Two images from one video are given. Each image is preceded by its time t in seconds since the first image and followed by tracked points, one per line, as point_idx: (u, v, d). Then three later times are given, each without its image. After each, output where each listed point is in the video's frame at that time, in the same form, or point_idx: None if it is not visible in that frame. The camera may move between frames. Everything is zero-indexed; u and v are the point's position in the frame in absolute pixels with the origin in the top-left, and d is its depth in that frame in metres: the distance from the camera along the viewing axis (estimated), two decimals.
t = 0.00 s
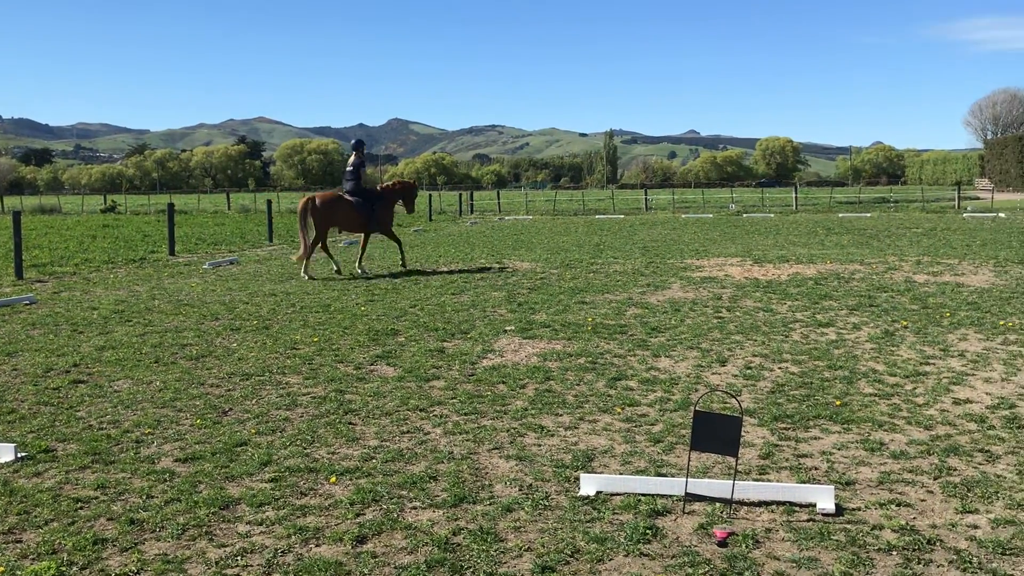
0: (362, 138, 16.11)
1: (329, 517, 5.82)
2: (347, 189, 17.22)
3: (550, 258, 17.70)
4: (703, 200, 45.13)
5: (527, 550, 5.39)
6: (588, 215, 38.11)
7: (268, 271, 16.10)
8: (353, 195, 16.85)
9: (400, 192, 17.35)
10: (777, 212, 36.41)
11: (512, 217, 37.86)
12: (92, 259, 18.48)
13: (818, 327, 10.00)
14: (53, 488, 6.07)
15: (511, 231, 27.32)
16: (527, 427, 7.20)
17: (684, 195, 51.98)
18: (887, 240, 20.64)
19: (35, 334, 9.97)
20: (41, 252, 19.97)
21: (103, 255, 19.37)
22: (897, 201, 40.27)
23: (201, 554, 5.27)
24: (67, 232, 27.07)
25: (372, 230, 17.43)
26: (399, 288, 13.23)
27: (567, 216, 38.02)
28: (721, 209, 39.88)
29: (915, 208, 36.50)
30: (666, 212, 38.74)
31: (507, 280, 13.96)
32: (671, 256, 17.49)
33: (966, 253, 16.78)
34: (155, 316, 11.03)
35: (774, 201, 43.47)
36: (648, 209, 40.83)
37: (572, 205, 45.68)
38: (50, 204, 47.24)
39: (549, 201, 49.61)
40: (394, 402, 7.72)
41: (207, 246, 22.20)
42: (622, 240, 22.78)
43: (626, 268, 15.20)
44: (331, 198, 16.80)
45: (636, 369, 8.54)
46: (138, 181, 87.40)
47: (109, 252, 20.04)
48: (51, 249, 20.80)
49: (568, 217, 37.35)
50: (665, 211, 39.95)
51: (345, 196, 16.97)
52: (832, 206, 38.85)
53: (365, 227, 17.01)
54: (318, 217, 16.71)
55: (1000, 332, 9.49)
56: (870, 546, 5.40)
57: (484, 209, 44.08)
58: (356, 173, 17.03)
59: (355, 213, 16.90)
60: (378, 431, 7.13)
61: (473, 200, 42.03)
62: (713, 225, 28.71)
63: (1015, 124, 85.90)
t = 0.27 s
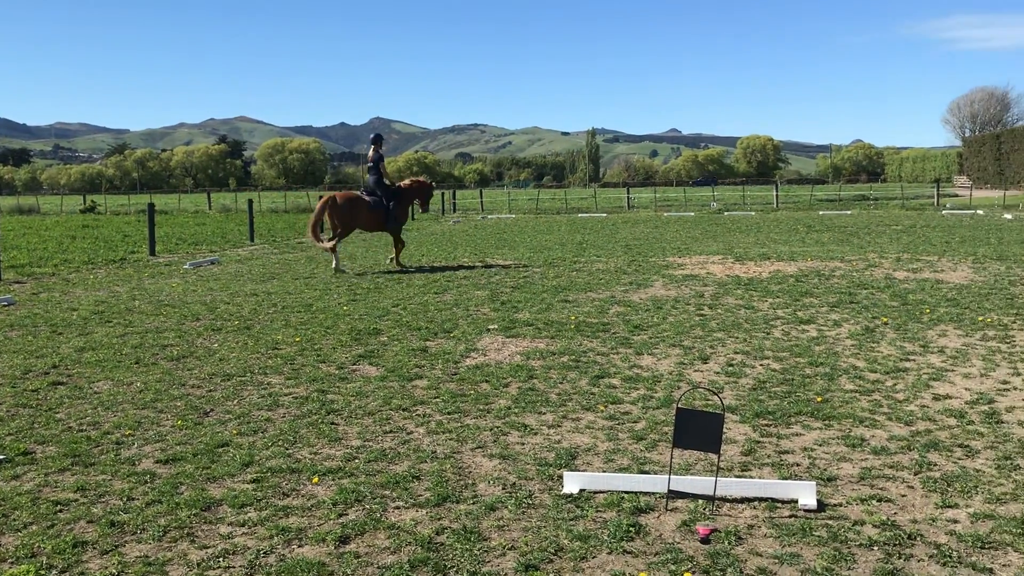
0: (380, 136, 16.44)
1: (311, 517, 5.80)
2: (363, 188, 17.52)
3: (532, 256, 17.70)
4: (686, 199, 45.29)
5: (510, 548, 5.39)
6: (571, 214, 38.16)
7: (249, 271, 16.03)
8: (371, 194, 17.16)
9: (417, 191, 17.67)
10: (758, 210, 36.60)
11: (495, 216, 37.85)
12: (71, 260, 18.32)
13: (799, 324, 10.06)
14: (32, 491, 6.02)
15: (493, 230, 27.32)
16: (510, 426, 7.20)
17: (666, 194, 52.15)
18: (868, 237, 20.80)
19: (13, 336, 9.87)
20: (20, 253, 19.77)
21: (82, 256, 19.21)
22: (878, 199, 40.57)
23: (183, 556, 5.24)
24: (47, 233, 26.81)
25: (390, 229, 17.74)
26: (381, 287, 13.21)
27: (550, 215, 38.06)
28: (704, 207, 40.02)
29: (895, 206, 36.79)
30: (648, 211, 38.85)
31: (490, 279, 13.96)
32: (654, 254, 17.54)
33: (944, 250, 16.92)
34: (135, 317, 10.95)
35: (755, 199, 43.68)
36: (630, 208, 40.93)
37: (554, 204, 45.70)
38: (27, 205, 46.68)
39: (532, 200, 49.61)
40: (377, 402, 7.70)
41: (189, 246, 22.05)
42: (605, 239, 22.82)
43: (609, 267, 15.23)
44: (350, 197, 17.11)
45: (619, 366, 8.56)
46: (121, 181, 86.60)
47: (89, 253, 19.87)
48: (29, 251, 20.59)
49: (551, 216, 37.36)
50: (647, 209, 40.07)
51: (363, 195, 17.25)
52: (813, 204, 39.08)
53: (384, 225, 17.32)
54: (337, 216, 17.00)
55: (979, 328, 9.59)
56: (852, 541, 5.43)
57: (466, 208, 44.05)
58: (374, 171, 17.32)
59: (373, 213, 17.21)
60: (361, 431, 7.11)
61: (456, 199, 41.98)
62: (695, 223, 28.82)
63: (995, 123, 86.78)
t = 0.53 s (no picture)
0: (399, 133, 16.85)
1: (294, 518, 5.77)
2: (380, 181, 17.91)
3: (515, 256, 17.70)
4: (668, 197, 45.34)
5: (494, 547, 5.38)
6: (554, 213, 38.20)
7: (230, 271, 15.95)
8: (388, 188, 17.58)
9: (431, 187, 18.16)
10: (741, 208, 36.77)
11: (479, 215, 37.81)
12: (49, 261, 18.13)
13: (781, 322, 10.10)
14: (10, 494, 5.95)
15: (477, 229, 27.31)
16: (494, 425, 7.20)
17: (649, 192, 52.20)
18: (848, 235, 20.95)
19: None
20: None
21: (61, 257, 19.01)
22: (859, 196, 40.83)
23: (164, 558, 5.21)
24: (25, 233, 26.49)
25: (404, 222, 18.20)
26: (364, 287, 13.17)
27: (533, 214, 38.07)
28: (686, 205, 40.15)
29: (876, 204, 37.03)
30: (631, 210, 38.94)
31: (473, 278, 13.95)
32: (637, 252, 17.59)
33: (924, 247, 17.06)
34: (114, 318, 10.86)
35: (737, 198, 43.87)
36: (614, 207, 40.99)
37: (538, 203, 45.67)
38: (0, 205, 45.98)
39: (515, 198, 49.54)
40: (360, 402, 7.68)
41: (171, 247, 21.89)
42: (587, 238, 22.85)
43: (592, 265, 15.25)
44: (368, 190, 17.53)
45: (603, 365, 8.58)
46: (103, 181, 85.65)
47: (67, 254, 19.66)
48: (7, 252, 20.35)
49: (534, 215, 37.37)
50: (630, 208, 40.15)
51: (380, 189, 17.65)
52: (795, 202, 39.28)
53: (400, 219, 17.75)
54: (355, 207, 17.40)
55: (959, 324, 9.67)
56: (834, 537, 5.46)
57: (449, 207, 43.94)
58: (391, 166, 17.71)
59: (389, 205, 17.63)
60: (344, 431, 7.09)
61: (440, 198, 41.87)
62: (677, 222, 28.92)
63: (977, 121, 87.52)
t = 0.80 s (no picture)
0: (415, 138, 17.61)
1: (277, 520, 5.75)
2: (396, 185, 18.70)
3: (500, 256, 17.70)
4: (652, 198, 45.40)
5: (479, 548, 5.38)
6: (538, 214, 38.22)
7: (213, 272, 15.88)
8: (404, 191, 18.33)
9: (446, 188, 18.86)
10: (724, 208, 36.91)
11: (464, 216, 37.77)
12: (30, 263, 17.97)
13: (764, 322, 10.15)
14: None
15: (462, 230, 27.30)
16: (478, 426, 7.20)
17: (633, 192, 52.28)
18: (830, 235, 21.09)
19: None
20: None
21: (42, 258, 18.84)
22: (841, 197, 41.06)
23: (146, 561, 5.17)
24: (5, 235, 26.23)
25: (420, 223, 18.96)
26: (348, 288, 13.14)
27: (518, 214, 38.09)
28: (669, 206, 40.27)
29: (858, 204, 37.26)
30: (615, 210, 39.01)
31: (457, 279, 13.94)
32: (621, 253, 17.64)
33: (906, 247, 17.16)
34: (95, 320, 10.78)
35: (720, 198, 44.06)
36: (597, 207, 41.07)
37: (521, 203, 45.65)
38: None
39: (499, 199, 49.50)
40: (343, 403, 7.67)
41: (154, 248, 21.74)
42: (572, 238, 22.88)
43: (576, 266, 15.27)
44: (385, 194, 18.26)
45: (587, 365, 8.59)
46: (85, 181, 84.79)
47: (47, 255, 19.49)
48: None
49: (519, 215, 37.36)
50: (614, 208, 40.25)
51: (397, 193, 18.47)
52: (778, 202, 39.50)
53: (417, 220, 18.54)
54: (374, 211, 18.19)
55: (940, 324, 9.75)
56: (816, 536, 5.49)
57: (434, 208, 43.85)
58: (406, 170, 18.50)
59: (406, 209, 18.42)
60: (327, 433, 7.07)
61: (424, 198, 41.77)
62: (661, 222, 29.02)
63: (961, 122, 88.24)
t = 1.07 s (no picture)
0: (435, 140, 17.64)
1: (263, 525, 5.72)
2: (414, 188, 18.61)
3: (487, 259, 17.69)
4: (638, 200, 45.42)
5: (465, 552, 5.36)
6: (526, 216, 38.23)
7: (198, 276, 15.81)
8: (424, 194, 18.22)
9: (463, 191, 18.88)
10: (710, 211, 37.03)
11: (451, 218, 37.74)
12: (13, 266, 17.83)
13: (750, 324, 10.18)
14: None
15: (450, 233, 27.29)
16: (464, 429, 7.19)
17: (619, 195, 52.30)
18: (816, 238, 21.18)
19: None
20: None
21: (25, 262, 18.69)
22: (826, 200, 41.22)
23: (130, 567, 5.13)
24: None
25: (437, 225, 18.90)
26: (334, 291, 13.10)
27: (505, 217, 38.07)
28: (656, 208, 40.34)
29: (843, 206, 37.48)
30: (601, 212, 39.05)
31: (444, 282, 13.93)
32: (609, 255, 17.67)
33: (890, 250, 17.26)
34: (79, 323, 10.72)
35: (706, 200, 44.21)
36: (584, 209, 41.12)
37: (508, 206, 45.59)
38: None
39: (485, 202, 49.43)
40: (329, 407, 7.64)
41: (138, 251, 21.61)
42: (559, 241, 22.90)
43: (563, 269, 15.29)
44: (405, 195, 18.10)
45: (573, 368, 8.60)
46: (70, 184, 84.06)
47: (31, 259, 19.33)
48: None
49: (506, 218, 37.34)
50: (600, 211, 40.32)
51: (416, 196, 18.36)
52: (763, 205, 39.69)
53: (436, 223, 18.50)
54: (394, 213, 18.01)
55: (924, 326, 9.81)
56: (802, 538, 5.50)
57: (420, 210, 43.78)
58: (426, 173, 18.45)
59: (426, 211, 18.32)
60: (313, 437, 7.04)
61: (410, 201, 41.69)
62: (649, 224, 29.08)
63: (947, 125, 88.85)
